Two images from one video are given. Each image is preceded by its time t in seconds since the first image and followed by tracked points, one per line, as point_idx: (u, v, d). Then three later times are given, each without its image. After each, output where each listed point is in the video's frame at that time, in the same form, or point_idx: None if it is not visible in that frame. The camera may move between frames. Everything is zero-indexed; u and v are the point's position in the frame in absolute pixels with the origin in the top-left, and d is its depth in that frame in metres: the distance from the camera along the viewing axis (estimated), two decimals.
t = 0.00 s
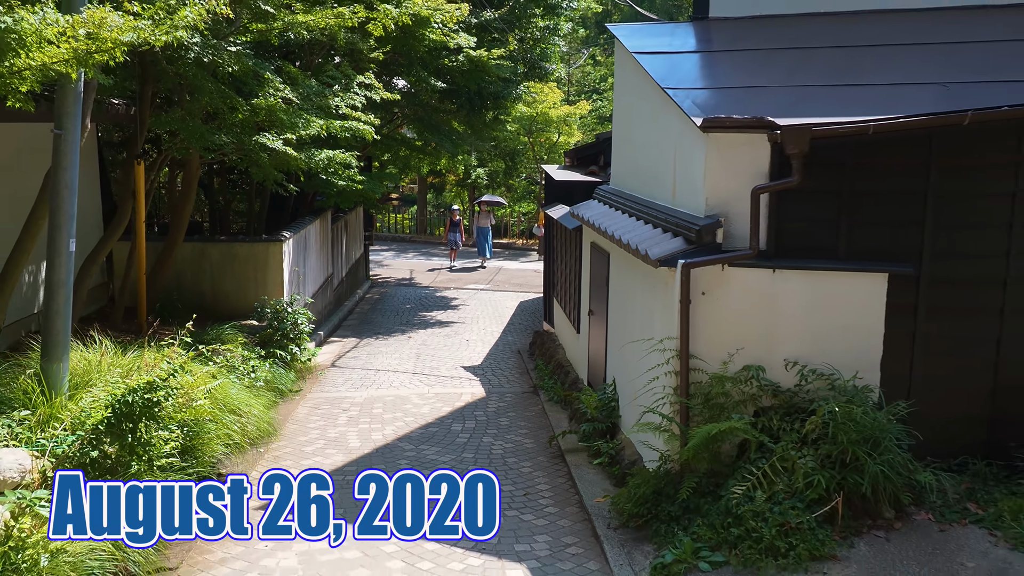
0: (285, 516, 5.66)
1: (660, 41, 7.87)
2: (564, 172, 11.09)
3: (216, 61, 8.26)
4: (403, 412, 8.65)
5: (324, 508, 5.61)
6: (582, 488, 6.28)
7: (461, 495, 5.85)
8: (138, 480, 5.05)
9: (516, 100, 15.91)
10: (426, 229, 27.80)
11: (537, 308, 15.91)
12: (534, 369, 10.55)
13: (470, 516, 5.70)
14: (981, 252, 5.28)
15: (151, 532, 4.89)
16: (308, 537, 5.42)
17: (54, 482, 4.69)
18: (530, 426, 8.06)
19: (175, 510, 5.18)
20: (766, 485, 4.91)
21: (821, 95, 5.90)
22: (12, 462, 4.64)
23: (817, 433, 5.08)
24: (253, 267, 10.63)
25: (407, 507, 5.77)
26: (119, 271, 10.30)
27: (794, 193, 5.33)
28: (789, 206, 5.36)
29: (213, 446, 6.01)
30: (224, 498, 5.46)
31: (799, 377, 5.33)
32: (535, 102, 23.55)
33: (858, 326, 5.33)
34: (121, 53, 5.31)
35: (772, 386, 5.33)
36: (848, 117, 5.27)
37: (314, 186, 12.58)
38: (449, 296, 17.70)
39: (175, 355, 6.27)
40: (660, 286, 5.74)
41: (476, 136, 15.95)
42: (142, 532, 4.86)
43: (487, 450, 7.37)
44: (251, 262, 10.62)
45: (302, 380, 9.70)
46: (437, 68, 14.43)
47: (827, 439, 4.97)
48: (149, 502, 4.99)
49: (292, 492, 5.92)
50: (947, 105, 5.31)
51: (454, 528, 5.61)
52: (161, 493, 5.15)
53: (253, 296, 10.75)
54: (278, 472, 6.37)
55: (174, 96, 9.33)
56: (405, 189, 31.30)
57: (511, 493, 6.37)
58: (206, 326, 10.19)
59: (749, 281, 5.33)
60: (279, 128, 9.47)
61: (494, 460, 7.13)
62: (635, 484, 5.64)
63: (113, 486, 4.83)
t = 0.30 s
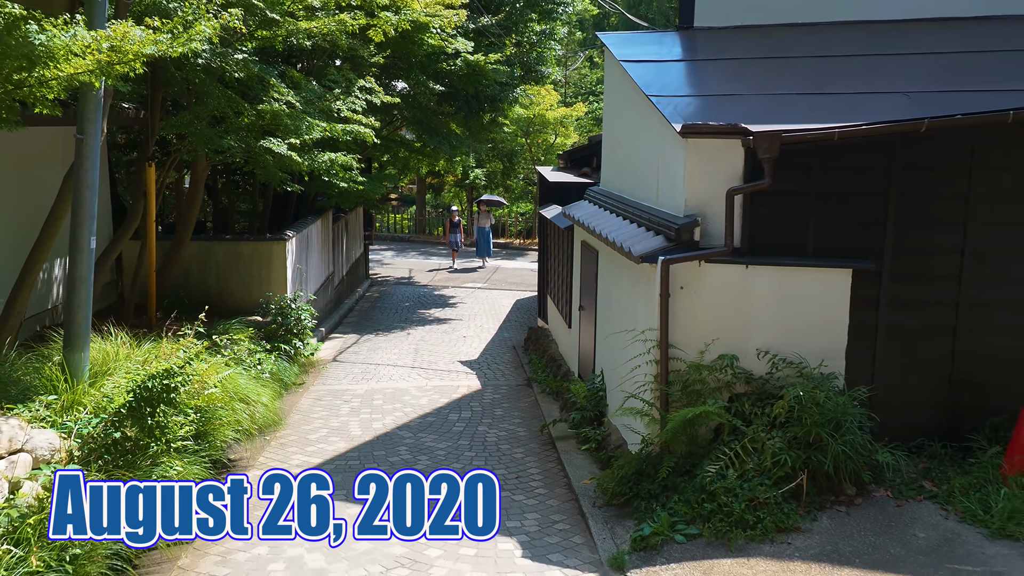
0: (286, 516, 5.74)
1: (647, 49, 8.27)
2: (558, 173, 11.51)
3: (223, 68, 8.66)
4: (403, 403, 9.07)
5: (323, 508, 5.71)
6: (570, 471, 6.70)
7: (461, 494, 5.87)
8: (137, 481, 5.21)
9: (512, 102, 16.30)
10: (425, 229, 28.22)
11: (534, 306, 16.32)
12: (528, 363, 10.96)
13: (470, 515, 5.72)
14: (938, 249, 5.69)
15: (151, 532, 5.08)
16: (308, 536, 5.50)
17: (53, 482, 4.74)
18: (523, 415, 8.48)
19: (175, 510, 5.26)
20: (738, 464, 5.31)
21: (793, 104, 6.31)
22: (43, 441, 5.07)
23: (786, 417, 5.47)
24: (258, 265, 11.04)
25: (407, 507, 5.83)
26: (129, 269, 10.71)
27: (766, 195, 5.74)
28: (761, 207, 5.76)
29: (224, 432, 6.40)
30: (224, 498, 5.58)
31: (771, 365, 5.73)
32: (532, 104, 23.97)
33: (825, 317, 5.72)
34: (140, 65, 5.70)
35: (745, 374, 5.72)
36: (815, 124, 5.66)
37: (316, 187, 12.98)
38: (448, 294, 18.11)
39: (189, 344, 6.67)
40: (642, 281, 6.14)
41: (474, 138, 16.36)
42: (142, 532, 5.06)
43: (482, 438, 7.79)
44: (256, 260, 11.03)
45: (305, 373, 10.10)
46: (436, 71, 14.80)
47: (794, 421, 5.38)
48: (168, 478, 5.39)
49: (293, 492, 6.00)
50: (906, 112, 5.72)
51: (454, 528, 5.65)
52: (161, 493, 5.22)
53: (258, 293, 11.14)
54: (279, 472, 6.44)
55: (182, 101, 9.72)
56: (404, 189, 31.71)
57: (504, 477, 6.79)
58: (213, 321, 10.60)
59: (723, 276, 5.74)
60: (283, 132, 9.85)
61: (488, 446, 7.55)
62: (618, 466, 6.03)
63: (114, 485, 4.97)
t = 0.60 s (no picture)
0: (286, 516, 5.72)
1: (636, 58, 8.67)
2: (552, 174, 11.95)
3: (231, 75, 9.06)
4: (402, 395, 9.49)
5: (323, 508, 5.66)
6: (559, 456, 7.12)
7: (461, 494, 5.85)
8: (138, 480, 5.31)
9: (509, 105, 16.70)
10: (422, 229, 28.62)
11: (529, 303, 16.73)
12: (523, 357, 11.39)
13: (470, 515, 5.71)
14: (900, 247, 6.12)
15: (151, 532, 5.16)
16: (308, 536, 5.47)
17: (53, 482, 4.76)
18: (516, 406, 8.90)
19: (175, 510, 5.35)
20: (714, 446, 5.72)
21: (769, 111, 6.72)
22: (69, 424, 5.27)
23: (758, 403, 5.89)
24: (262, 264, 11.45)
25: (407, 507, 5.83)
26: (139, 267, 11.12)
27: (741, 197, 6.15)
28: (737, 207, 6.17)
29: (233, 419, 6.82)
30: (224, 499, 5.60)
31: (745, 356, 6.14)
32: (529, 106, 24.39)
33: (795, 310, 6.14)
34: (158, 76, 6.11)
35: (722, 363, 6.14)
36: (786, 130, 6.08)
37: (317, 187, 13.38)
38: (446, 293, 18.52)
39: (201, 337, 7.07)
40: (627, 277, 6.55)
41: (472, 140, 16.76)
42: (142, 532, 5.15)
43: (477, 426, 8.21)
44: (260, 259, 11.43)
45: (308, 367, 10.51)
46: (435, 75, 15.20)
47: (765, 406, 5.80)
48: (184, 460, 5.79)
49: (293, 492, 6.04)
50: (871, 119, 6.15)
51: (454, 528, 5.63)
52: (161, 493, 5.35)
53: (262, 290, 11.53)
54: (279, 472, 6.46)
55: (190, 105, 10.11)
56: (402, 189, 32.11)
57: (498, 462, 7.21)
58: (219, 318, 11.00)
59: (701, 272, 6.15)
60: (286, 135, 10.23)
61: (483, 434, 7.97)
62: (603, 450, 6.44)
63: (113, 485, 5.05)
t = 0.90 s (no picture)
0: (286, 516, 5.77)
1: (625, 64, 9.03)
2: (546, 176, 12.34)
3: (236, 81, 9.45)
4: (400, 388, 9.89)
5: (323, 508, 5.70)
6: (549, 443, 7.52)
7: (461, 494, 5.83)
8: (136, 480, 5.39)
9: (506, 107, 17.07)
10: (422, 230, 29.03)
11: (526, 302, 17.12)
12: (518, 353, 11.78)
13: (470, 515, 5.70)
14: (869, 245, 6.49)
15: (150, 533, 5.31)
16: (307, 525, 5.65)
17: (53, 482, 4.86)
18: (510, 398, 9.29)
19: (174, 510, 5.47)
20: (692, 432, 6.09)
21: (747, 116, 7.09)
22: (91, 408, 5.67)
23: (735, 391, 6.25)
24: (266, 262, 11.84)
25: (407, 507, 5.85)
26: (148, 266, 11.54)
27: (720, 197, 6.52)
28: (716, 207, 6.55)
29: (241, 407, 7.26)
30: (224, 498, 5.74)
31: (723, 347, 6.52)
32: (526, 108, 24.81)
33: (771, 305, 6.51)
34: (172, 83, 6.55)
35: (701, 354, 6.51)
36: (761, 134, 6.45)
37: (319, 188, 13.77)
38: (444, 291, 18.92)
39: (212, 329, 7.49)
40: (613, 273, 6.93)
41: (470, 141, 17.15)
42: (142, 532, 5.29)
43: (472, 417, 8.60)
44: (264, 258, 11.83)
45: (310, 362, 10.90)
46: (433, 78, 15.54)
47: (741, 394, 6.16)
48: (196, 443, 6.21)
49: (293, 492, 6.12)
50: (841, 123, 6.52)
51: (454, 528, 5.63)
52: (161, 493, 5.47)
53: (265, 288, 11.92)
54: (279, 472, 6.56)
55: (196, 109, 10.50)
56: (403, 190, 32.53)
57: (491, 449, 7.60)
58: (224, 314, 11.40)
59: (682, 268, 6.52)
60: (289, 138, 10.61)
61: (477, 424, 8.36)
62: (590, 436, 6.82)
63: (113, 486, 5.11)
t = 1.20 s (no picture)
0: (286, 516, 5.86)
1: (610, 70, 9.32)
2: (540, 177, 12.73)
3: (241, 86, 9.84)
4: (399, 381, 10.29)
5: (323, 508, 5.77)
6: (540, 430, 7.92)
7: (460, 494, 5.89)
8: (137, 481, 5.48)
9: (503, 109, 17.45)
10: (421, 230, 29.44)
11: (522, 300, 17.53)
12: (512, 348, 12.18)
13: (470, 515, 5.76)
14: (841, 243, 6.88)
15: (150, 532, 5.35)
16: (307, 507, 5.96)
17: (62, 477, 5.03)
18: (504, 390, 9.70)
19: (174, 510, 5.55)
20: (673, 418, 6.49)
21: (727, 120, 7.48)
22: (111, 394, 6.07)
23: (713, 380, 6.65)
24: (269, 260, 12.23)
25: (407, 507, 5.87)
26: (156, 263, 11.96)
27: (700, 197, 6.91)
28: (696, 207, 6.94)
29: (248, 396, 7.67)
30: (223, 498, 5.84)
31: (703, 339, 6.91)
32: (524, 109, 25.21)
33: (748, 299, 6.90)
34: (183, 91, 6.95)
35: (682, 345, 6.90)
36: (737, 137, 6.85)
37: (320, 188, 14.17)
38: (442, 290, 19.33)
39: (222, 320, 7.90)
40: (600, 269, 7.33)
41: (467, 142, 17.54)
42: (142, 532, 5.32)
43: (468, 407, 9.01)
44: (267, 256, 12.22)
45: (312, 356, 11.30)
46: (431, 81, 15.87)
47: (718, 383, 6.56)
48: (207, 428, 6.63)
49: (293, 492, 6.22)
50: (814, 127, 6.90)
51: (454, 529, 5.67)
52: (161, 493, 5.53)
53: (269, 285, 12.31)
54: (279, 473, 6.68)
55: (202, 113, 10.89)
56: (403, 191, 32.96)
57: (485, 436, 8.00)
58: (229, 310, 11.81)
59: (664, 265, 6.91)
60: (292, 140, 10.99)
61: (473, 414, 8.76)
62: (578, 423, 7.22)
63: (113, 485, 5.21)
